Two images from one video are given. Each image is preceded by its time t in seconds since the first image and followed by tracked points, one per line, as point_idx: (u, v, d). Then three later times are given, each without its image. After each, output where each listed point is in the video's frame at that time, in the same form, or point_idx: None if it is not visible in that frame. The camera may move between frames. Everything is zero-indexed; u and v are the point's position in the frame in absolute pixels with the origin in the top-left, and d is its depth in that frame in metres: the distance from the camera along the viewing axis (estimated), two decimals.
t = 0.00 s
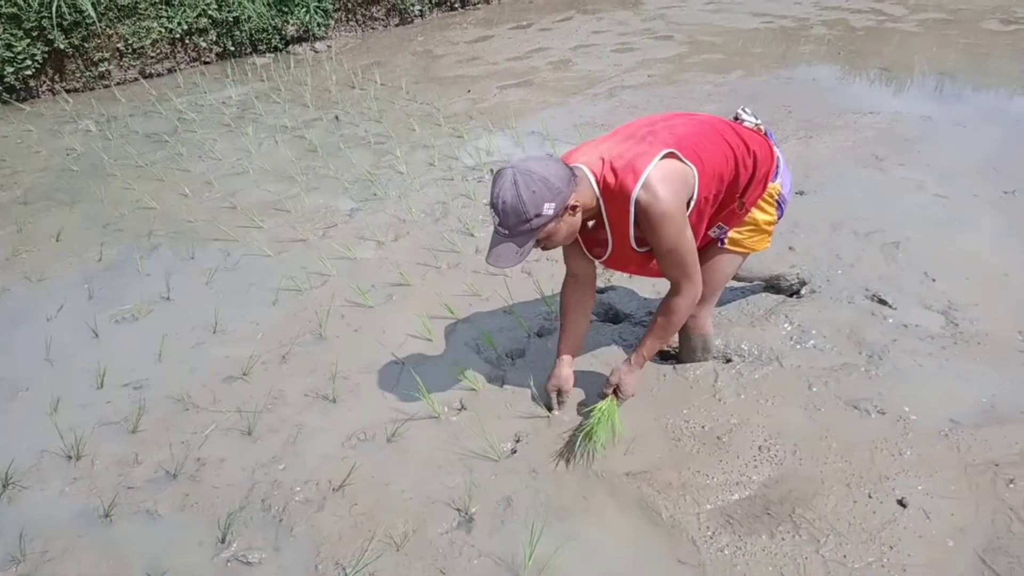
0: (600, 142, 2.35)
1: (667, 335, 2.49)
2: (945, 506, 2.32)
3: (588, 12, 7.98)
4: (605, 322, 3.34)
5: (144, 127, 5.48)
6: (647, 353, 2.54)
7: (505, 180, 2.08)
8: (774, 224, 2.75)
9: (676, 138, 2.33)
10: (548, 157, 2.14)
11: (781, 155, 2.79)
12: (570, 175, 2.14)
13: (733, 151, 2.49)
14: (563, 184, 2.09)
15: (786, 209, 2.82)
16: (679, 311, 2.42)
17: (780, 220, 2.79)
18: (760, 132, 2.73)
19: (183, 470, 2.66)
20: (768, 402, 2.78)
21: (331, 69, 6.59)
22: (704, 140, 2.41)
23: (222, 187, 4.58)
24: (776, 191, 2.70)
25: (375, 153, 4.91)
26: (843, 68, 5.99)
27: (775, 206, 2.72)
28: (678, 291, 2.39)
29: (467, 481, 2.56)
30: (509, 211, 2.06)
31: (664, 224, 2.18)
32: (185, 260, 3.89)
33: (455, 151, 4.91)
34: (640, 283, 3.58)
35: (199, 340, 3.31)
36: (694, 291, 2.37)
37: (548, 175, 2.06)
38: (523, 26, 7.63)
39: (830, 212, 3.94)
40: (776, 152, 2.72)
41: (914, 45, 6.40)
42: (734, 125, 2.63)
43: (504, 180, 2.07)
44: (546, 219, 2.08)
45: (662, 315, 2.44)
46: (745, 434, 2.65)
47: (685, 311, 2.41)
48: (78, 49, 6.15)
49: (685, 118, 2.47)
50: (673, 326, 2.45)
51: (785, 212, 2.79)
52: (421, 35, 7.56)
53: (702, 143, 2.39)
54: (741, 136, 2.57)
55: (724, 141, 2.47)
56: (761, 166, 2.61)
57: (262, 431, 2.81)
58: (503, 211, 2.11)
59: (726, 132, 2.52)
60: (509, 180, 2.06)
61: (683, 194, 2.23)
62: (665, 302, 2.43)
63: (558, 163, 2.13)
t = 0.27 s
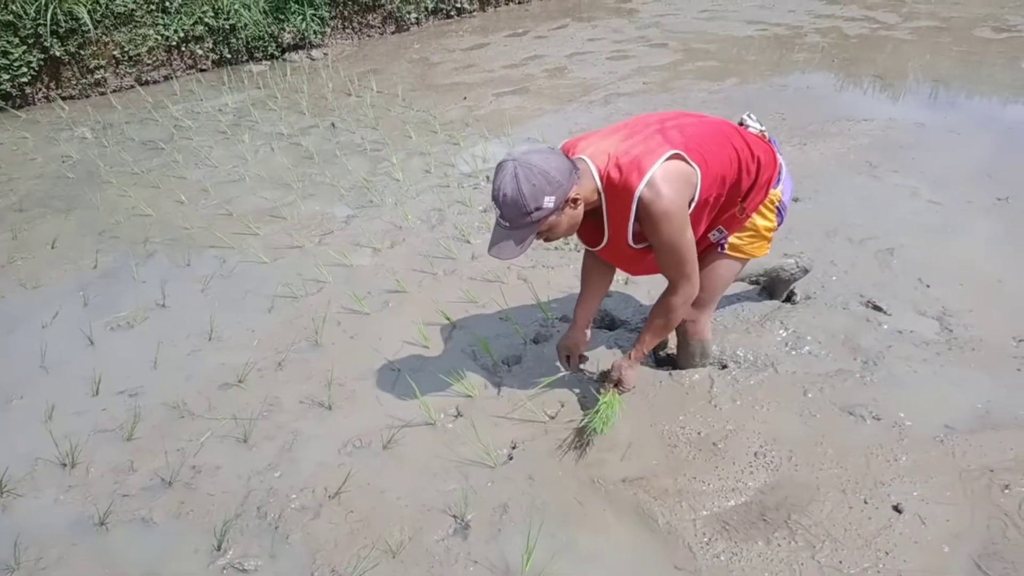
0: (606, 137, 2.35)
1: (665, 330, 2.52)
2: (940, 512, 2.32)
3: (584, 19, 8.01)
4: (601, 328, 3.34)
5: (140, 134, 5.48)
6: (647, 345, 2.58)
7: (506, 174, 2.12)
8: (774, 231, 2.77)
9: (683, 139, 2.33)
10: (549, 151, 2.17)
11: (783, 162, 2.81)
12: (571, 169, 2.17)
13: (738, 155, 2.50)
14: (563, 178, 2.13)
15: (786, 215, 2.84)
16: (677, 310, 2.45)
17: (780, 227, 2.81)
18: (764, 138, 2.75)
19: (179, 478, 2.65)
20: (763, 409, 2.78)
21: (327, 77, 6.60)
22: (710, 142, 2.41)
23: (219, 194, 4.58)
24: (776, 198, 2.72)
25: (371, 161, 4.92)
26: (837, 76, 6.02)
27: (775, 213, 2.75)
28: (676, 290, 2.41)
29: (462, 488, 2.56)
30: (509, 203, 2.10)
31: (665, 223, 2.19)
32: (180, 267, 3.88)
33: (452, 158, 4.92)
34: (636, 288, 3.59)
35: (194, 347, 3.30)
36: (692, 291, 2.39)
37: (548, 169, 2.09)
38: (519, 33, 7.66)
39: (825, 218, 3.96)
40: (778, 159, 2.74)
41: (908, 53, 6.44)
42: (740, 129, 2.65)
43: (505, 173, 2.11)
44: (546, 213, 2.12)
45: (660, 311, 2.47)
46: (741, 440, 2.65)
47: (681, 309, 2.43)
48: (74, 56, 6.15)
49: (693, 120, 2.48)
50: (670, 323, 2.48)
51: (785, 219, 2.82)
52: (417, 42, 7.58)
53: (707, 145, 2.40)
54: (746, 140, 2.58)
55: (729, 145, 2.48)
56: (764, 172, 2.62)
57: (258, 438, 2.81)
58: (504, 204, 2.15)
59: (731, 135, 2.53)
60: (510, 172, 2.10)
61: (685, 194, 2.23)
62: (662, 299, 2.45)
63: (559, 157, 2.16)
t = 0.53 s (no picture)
0: (613, 132, 2.37)
1: (680, 323, 2.51)
2: (940, 510, 2.32)
3: (582, 19, 8.01)
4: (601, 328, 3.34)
5: (138, 136, 5.48)
6: (664, 339, 2.57)
7: (511, 164, 2.15)
8: (784, 232, 2.76)
9: (689, 133, 2.34)
10: (554, 143, 2.19)
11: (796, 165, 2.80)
12: (575, 160, 2.18)
13: (748, 153, 2.50)
14: (566, 170, 2.14)
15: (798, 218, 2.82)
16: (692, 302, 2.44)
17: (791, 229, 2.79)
18: (778, 141, 2.75)
19: (178, 479, 2.65)
20: (763, 408, 2.78)
21: (325, 78, 6.60)
22: (719, 137, 2.41)
23: (217, 195, 4.58)
24: (787, 199, 2.70)
25: (370, 161, 4.92)
26: (835, 74, 6.02)
27: (787, 215, 2.73)
28: (688, 282, 2.40)
29: (462, 488, 2.55)
30: (512, 191, 2.13)
31: (671, 212, 2.19)
32: (179, 269, 3.88)
33: (450, 158, 4.92)
34: (636, 288, 3.58)
35: (193, 348, 3.30)
36: (705, 282, 2.39)
37: (550, 160, 2.11)
38: (517, 34, 7.66)
39: (824, 217, 3.95)
40: (791, 162, 2.73)
41: (906, 51, 6.44)
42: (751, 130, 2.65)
43: (509, 163, 2.14)
44: (548, 202, 2.13)
45: (676, 304, 2.47)
46: (740, 440, 2.65)
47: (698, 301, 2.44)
48: (72, 58, 6.15)
49: (702, 117, 2.49)
50: (687, 315, 2.48)
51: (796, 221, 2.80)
52: (415, 43, 7.58)
53: (716, 140, 2.40)
54: (757, 140, 2.58)
55: (739, 143, 2.48)
56: (775, 173, 2.61)
57: (257, 440, 2.80)
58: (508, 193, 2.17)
59: (742, 134, 2.53)
60: (513, 161, 2.13)
61: (691, 184, 2.23)
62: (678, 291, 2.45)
63: (563, 149, 2.18)
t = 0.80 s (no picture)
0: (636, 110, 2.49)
1: (686, 300, 2.56)
2: (932, 512, 2.33)
3: (576, 21, 8.03)
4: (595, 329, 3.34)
5: (131, 137, 5.46)
6: (669, 316, 2.63)
7: (530, 114, 2.24)
8: (799, 243, 2.75)
9: (708, 120, 2.43)
10: (576, 101, 2.28)
11: (822, 180, 2.82)
12: (592, 120, 2.26)
13: (768, 152, 2.55)
14: (581, 127, 2.22)
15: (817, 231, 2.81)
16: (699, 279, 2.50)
17: (807, 241, 2.78)
18: (807, 154, 2.78)
19: (169, 483, 2.64)
20: (756, 410, 2.78)
21: (320, 79, 6.59)
22: (739, 129, 2.48)
23: (210, 197, 4.57)
24: (805, 210, 2.69)
25: (364, 163, 4.91)
26: (829, 77, 6.04)
27: (803, 225, 2.72)
28: (697, 259, 2.46)
29: (455, 491, 2.55)
30: (528, 139, 2.21)
31: (681, 183, 2.26)
32: (172, 271, 3.87)
33: (444, 160, 4.92)
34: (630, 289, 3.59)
35: (185, 351, 3.29)
36: (713, 259, 2.44)
37: (567, 113, 2.20)
38: (512, 35, 7.66)
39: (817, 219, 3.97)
40: (816, 175, 2.74)
41: (899, 53, 6.46)
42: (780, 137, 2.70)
43: (529, 113, 2.23)
44: (559, 154, 2.21)
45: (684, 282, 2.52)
46: (733, 442, 2.65)
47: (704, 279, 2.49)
48: (65, 59, 6.14)
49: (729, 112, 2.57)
50: (692, 293, 2.53)
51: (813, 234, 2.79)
52: (409, 45, 7.58)
53: (736, 132, 2.47)
54: (779, 143, 2.62)
55: (761, 140, 2.54)
56: (794, 180, 2.63)
57: (249, 443, 2.79)
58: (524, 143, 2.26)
59: (766, 134, 2.58)
60: (532, 112, 2.22)
61: (703, 161, 2.31)
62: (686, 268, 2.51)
63: (583, 108, 2.27)
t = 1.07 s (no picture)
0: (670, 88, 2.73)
1: (665, 275, 2.71)
2: (895, 514, 2.37)
3: (547, 35, 8.11)
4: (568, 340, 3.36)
5: (98, 152, 5.41)
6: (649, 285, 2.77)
7: (563, 56, 2.56)
8: (783, 260, 2.83)
9: (725, 112, 2.63)
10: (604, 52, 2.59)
11: (824, 210, 2.92)
12: (617, 71, 2.56)
13: (772, 162, 2.68)
14: (605, 75, 2.52)
15: (805, 254, 2.89)
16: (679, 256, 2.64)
17: (792, 261, 2.87)
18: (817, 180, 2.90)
19: (136, 503, 2.60)
20: (724, 416, 2.82)
21: (290, 93, 6.58)
22: (752, 130, 2.65)
23: (179, 212, 4.53)
24: (794, 229, 2.79)
25: (335, 177, 4.91)
26: (793, 89, 6.16)
27: (789, 244, 2.81)
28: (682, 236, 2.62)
29: (426, 504, 2.55)
30: (556, 78, 2.53)
31: (672, 155, 2.48)
32: (139, 287, 3.83)
33: (416, 173, 4.93)
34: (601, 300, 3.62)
35: (153, 368, 3.25)
36: (694, 240, 2.59)
37: (595, 58, 2.51)
38: (483, 49, 7.72)
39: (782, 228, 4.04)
40: (815, 202, 2.85)
41: (862, 67, 6.62)
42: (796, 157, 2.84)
43: (562, 56, 2.55)
44: (582, 94, 2.52)
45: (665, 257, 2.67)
46: (701, 448, 2.69)
47: (682, 262, 2.65)
48: (29, 74, 6.06)
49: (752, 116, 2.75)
50: (668, 268, 2.68)
51: (799, 254, 2.87)
52: (381, 59, 7.60)
53: (747, 131, 2.64)
54: (789, 159, 2.75)
55: (771, 148, 2.69)
56: (791, 197, 2.75)
57: (217, 461, 2.77)
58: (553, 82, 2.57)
59: (779, 147, 2.73)
60: (565, 56, 2.55)
61: (701, 142, 2.51)
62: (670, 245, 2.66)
63: (610, 58, 2.57)
